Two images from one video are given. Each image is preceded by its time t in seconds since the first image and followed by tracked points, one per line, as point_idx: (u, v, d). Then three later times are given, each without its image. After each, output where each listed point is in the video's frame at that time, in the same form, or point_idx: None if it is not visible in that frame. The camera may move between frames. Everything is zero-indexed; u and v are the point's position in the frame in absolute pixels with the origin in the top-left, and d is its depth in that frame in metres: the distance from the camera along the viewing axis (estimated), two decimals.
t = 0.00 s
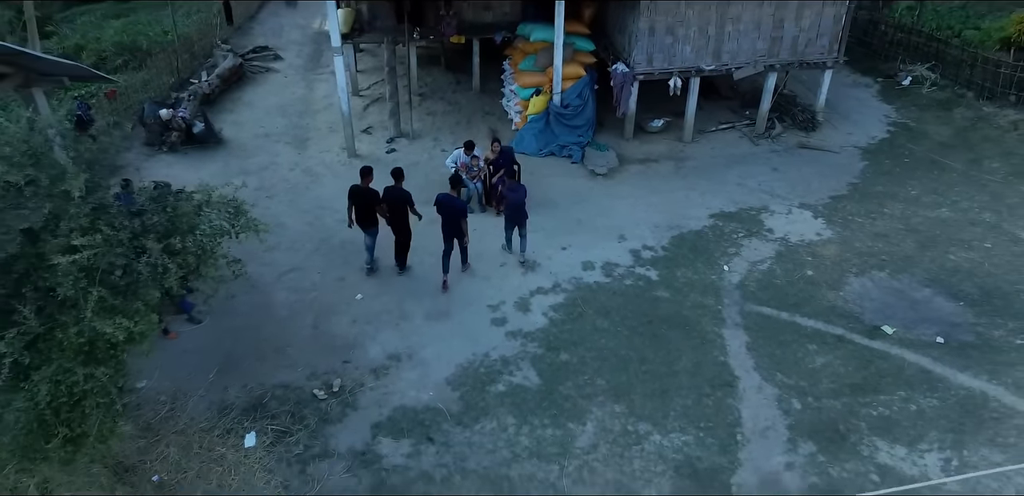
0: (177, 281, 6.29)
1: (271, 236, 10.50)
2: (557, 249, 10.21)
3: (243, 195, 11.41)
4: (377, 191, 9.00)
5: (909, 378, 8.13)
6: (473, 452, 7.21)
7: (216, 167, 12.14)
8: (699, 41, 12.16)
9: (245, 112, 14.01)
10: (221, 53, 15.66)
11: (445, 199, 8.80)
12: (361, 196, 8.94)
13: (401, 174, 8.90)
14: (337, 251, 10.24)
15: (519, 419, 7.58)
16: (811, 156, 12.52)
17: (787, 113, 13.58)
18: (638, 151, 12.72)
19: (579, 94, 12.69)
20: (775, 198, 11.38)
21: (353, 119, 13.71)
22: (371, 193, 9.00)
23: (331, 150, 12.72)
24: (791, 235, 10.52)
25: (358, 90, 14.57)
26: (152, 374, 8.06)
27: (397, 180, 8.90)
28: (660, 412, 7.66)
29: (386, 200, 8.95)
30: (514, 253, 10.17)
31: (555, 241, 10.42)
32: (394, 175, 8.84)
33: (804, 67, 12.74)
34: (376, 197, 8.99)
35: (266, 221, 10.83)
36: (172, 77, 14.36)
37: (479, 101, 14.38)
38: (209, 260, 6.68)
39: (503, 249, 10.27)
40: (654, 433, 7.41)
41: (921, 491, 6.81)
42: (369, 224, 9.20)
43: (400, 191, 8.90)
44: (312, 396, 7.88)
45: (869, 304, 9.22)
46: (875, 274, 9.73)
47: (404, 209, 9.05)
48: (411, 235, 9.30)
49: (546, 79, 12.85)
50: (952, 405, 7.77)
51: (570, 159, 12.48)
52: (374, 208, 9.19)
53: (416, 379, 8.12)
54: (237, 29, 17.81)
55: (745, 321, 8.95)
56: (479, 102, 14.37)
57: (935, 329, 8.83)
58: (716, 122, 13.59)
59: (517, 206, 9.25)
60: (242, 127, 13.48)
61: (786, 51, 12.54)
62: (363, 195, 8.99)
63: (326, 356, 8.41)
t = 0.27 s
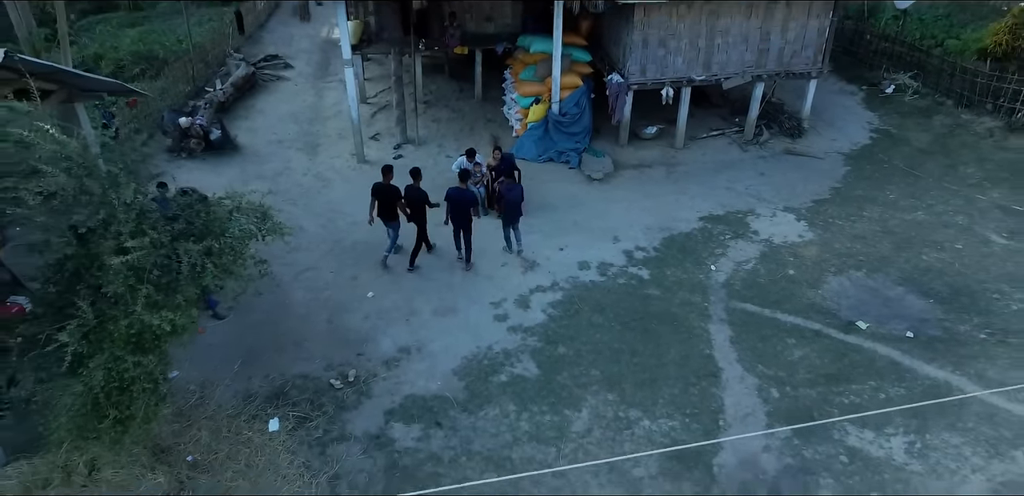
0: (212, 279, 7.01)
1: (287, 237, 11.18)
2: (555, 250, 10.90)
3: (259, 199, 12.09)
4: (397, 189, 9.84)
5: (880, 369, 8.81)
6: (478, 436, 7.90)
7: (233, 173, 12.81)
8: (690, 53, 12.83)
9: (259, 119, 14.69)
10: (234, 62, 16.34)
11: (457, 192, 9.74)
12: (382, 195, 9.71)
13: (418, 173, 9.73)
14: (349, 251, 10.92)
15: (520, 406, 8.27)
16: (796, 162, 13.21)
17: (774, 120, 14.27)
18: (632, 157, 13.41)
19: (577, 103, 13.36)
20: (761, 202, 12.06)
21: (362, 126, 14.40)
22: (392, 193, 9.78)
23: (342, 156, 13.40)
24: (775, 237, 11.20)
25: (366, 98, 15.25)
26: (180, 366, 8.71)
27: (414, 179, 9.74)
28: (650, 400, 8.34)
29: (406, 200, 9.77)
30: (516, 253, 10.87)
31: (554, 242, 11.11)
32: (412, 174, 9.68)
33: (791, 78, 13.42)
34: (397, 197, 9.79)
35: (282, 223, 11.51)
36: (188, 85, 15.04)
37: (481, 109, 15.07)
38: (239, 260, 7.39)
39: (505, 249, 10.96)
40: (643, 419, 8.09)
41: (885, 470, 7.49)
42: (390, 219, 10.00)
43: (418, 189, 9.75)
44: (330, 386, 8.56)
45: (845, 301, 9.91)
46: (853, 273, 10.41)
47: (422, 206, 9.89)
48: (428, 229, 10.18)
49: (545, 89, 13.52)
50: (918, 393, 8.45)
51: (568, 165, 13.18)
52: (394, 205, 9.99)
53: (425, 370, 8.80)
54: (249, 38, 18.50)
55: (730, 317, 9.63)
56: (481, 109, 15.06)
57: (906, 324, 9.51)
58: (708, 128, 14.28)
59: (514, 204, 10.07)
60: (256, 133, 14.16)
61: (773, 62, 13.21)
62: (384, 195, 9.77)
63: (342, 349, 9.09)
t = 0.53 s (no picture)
0: (241, 277, 7.68)
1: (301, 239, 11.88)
2: (555, 251, 11.59)
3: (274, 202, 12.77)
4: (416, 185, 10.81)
5: (854, 361, 9.50)
6: (482, 421, 8.58)
7: (248, 176, 13.50)
8: (682, 63, 13.52)
9: (271, 125, 15.39)
10: (246, 70, 17.03)
11: (462, 189, 10.57)
12: (400, 190, 10.72)
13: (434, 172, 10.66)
14: (360, 252, 11.62)
15: (521, 394, 8.95)
16: (783, 166, 13.90)
17: (763, 126, 14.95)
18: (628, 161, 14.10)
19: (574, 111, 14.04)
20: (749, 205, 12.75)
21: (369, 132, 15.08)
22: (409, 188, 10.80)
23: (351, 161, 14.09)
24: (761, 237, 11.89)
25: (373, 105, 15.95)
26: (207, 358, 9.40)
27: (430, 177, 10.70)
28: (640, 389, 9.03)
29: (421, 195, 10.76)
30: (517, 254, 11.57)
31: (553, 243, 11.80)
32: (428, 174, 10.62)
33: (778, 86, 14.10)
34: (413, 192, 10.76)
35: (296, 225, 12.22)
36: (203, 93, 15.73)
37: (483, 115, 15.76)
38: (265, 259, 8.09)
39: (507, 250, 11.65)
40: (634, 406, 8.78)
41: (855, 452, 8.17)
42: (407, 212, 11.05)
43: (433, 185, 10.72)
44: (344, 376, 9.24)
45: (825, 298, 10.59)
46: (833, 272, 11.10)
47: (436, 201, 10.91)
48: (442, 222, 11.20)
49: (544, 97, 14.21)
50: (888, 383, 9.14)
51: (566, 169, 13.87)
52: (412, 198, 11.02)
53: (432, 362, 9.49)
54: (258, 46, 19.20)
55: (716, 313, 10.32)
56: (484, 115, 15.74)
57: (880, 319, 10.20)
58: (700, 134, 14.96)
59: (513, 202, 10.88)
60: (269, 139, 14.85)
61: (761, 71, 13.89)
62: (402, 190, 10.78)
63: (356, 342, 9.79)
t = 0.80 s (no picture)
0: (267, 273, 8.33)
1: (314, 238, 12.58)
2: (553, 249, 12.28)
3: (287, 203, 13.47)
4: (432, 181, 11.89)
5: (832, 352, 10.19)
6: (486, 406, 9.27)
7: (262, 178, 14.19)
8: (674, 71, 14.20)
9: (282, 129, 16.09)
10: (258, 76, 17.73)
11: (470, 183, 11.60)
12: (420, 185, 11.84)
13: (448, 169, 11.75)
14: (370, 250, 12.31)
15: (521, 382, 9.64)
16: (771, 169, 14.59)
17: (752, 130, 15.65)
18: (623, 164, 14.79)
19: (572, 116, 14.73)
20: (737, 205, 13.45)
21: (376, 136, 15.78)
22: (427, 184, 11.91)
23: (359, 164, 14.79)
24: (748, 237, 12.59)
25: (379, 110, 16.64)
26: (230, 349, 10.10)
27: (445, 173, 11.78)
28: (632, 377, 9.72)
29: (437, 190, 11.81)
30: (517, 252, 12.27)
31: (552, 242, 12.50)
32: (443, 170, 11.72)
33: (767, 92, 14.79)
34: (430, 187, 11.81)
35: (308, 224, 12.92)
36: (217, 98, 16.43)
37: (485, 119, 16.46)
38: (287, 256, 8.78)
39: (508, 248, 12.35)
40: (627, 393, 9.47)
41: (830, 434, 8.87)
42: (426, 206, 12.12)
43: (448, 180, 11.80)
44: (357, 365, 9.93)
45: (807, 293, 11.28)
46: (815, 269, 11.79)
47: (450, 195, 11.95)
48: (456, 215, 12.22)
49: (543, 102, 14.91)
50: (863, 371, 9.83)
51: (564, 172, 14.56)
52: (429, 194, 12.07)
53: (439, 352, 10.18)
54: (268, 52, 19.89)
55: (705, 307, 11.01)
56: (485, 120, 16.44)
57: (858, 313, 10.89)
58: (692, 138, 15.65)
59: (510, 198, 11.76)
60: (280, 143, 15.55)
61: (750, 78, 14.57)
62: (421, 185, 11.88)
63: (368, 334, 10.49)
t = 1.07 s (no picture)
0: (289, 274, 9.12)
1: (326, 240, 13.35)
2: (552, 251, 13.05)
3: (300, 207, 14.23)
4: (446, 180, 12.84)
5: (811, 347, 10.94)
6: (489, 397, 10.03)
7: (276, 184, 14.96)
8: (667, 81, 14.96)
9: (293, 136, 16.85)
10: (269, 84, 18.50)
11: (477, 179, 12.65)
12: (435, 184, 12.75)
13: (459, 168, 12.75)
14: (379, 252, 13.08)
15: (522, 375, 10.40)
16: (759, 175, 15.35)
17: (741, 137, 16.42)
18: (619, 170, 15.55)
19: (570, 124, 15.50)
20: (726, 209, 14.21)
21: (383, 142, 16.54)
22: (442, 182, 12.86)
23: (367, 170, 15.55)
24: (736, 239, 13.35)
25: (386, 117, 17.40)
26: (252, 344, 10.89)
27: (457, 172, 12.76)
28: (625, 370, 10.48)
29: (450, 188, 12.74)
30: (518, 253, 13.04)
31: (551, 244, 13.26)
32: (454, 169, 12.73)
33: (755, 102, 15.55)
34: (444, 184, 12.75)
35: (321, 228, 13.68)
36: (231, 106, 17.19)
37: (487, 126, 17.22)
38: (307, 258, 9.57)
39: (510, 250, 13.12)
40: (620, 384, 10.23)
41: (807, 422, 9.62)
42: (440, 204, 13.04)
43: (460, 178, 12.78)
44: (370, 359, 10.69)
45: (789, 293, 12.04)
46: (798, 270, 12.55)
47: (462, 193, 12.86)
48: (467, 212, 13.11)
49: (543, 110, 15.67)
50: (839, 365, 10.59)
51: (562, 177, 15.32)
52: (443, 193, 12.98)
53: (445, 347, 10.94)
54: (277, 61, 20.65)
55: (693, 305, 11.78)
56: (487, 127, 17.21)
57: (836, 311, 11.65)
58: (685, 145, 16.42)
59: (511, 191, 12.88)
60: (292, 149, 16.31)
61: (740, 88, 15.32)
62: (435, 182, 12.83)
63: (379, 330, 11.25)
